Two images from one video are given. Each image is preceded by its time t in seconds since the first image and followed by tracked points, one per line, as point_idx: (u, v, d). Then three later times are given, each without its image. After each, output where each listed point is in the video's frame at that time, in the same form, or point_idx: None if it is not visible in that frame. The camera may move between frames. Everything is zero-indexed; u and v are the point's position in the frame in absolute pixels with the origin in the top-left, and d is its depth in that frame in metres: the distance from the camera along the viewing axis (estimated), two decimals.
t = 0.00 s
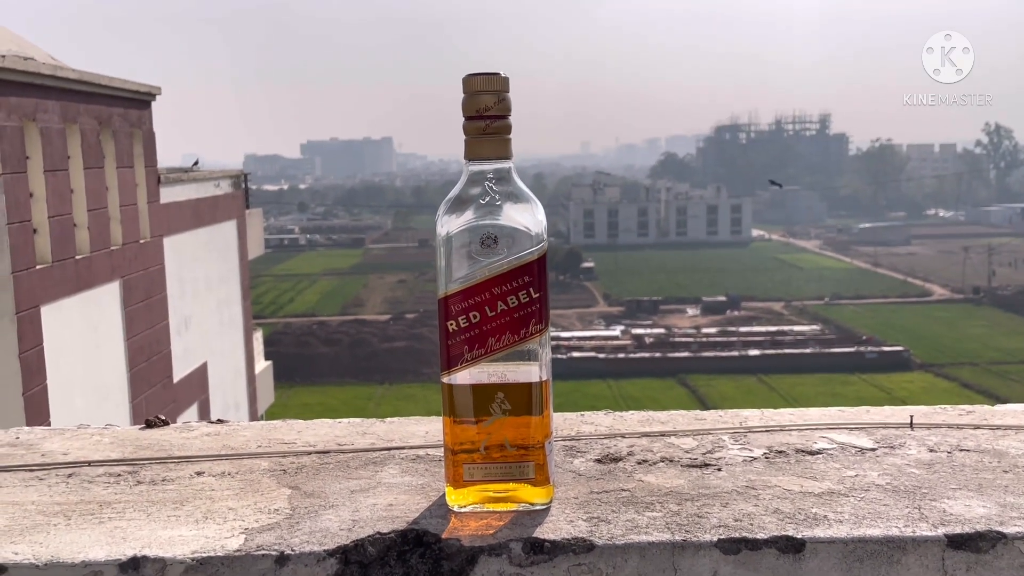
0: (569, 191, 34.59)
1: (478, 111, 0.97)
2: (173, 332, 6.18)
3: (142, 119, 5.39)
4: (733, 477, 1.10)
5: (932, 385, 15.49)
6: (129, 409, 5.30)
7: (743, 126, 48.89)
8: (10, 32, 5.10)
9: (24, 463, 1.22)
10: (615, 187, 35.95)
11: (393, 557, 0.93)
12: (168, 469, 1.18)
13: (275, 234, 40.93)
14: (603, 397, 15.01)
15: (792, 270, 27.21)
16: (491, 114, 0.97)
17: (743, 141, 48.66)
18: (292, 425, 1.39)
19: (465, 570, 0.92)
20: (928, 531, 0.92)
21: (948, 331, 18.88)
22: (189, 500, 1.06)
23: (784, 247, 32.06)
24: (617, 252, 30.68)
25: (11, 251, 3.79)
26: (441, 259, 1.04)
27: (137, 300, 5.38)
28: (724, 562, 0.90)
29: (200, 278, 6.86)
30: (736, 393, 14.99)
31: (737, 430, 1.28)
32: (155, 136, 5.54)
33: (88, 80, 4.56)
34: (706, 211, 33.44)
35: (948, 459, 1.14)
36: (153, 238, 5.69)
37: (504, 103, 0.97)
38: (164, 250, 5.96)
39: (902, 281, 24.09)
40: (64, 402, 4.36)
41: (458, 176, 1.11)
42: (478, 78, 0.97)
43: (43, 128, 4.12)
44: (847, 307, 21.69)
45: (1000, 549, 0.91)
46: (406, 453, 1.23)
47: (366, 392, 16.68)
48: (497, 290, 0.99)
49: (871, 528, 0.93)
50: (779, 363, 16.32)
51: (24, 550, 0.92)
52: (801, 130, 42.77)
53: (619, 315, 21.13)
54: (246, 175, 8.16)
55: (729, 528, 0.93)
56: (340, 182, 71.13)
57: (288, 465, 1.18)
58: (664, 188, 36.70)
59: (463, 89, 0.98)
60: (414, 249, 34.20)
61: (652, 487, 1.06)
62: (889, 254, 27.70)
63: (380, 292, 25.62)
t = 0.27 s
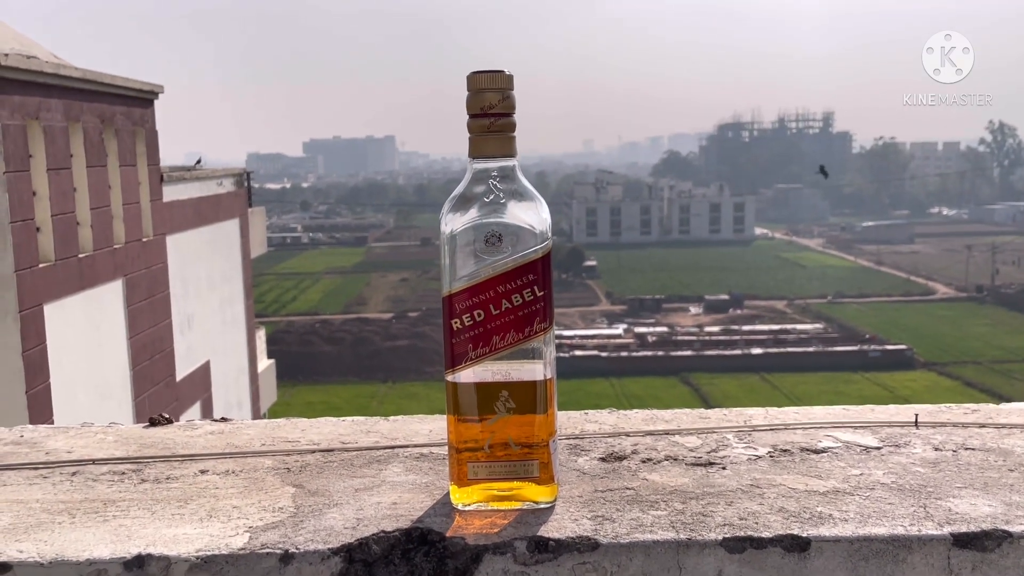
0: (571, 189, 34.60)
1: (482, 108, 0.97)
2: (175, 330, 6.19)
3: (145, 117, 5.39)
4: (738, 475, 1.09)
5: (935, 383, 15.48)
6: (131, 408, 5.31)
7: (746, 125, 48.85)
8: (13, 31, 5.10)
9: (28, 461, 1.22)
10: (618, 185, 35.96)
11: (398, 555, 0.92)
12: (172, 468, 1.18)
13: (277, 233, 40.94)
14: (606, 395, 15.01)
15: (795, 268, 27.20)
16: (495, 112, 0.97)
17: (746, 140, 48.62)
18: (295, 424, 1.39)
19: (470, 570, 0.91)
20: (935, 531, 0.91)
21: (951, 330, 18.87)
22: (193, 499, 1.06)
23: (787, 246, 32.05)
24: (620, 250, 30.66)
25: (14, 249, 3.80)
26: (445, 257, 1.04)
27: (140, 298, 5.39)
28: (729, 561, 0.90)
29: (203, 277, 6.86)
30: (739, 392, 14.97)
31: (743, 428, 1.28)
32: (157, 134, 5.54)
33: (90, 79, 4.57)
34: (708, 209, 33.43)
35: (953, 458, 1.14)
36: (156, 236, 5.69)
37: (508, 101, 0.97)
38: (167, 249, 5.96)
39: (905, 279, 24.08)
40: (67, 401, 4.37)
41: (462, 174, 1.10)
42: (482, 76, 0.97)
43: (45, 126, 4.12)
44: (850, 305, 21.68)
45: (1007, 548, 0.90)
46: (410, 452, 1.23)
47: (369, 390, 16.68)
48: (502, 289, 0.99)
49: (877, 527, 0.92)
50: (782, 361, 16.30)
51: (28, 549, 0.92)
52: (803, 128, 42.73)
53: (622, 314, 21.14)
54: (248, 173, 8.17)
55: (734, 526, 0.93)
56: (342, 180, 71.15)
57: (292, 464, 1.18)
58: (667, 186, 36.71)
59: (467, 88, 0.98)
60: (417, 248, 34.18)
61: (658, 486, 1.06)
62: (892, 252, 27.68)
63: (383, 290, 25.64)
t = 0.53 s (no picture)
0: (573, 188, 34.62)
1: (493, 103, 0.97)
2: (178, 328, 6.20)
3: (148, 117, 5.40)
4: (747, 471, 1.09)
5: (937, 382, 15.47)
6: (134, 406, 5.32)
7: (748, 124, 48.81)
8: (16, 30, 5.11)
9: (38, 456, 1.22)
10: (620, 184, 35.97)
11: (407, 550, 0.93)
12: (181, 462, 1.18)
13: (279, 233, 40.96)
14: (608, 394, 15.02)
15: (797, 267, 27.20)
16: (505, 107, 0.97)
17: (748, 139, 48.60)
18: (303, 419, 1.40)
19: (480, 566, 0.91)
20: (944, 526, 0.91)
21: (953, 329, 18.87)
22: (203, 493, 1.06)
23: (788, 245, 32.04)
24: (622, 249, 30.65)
25: (17, 248, 3.80)
26: (455, 252, 1.04)
27: (142, 297, 5.39)
28: (739, 556, 0.90)
29: (205, 275, 6.87)
30: (741, 391, 14.98)
31: (749, 424, 1.28)
32: (160, 133, 5.55)
33: (92, 77, 4.57)
34: (710, 209, 33.42)
35: (962, 454, 1.14)
36: (159, 235, 5.70)
37: (518, 96, 0.97)
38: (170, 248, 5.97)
39: (907, 278, 24.06)
40: (70, 399, 4.37)
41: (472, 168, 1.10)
42: (492, 71, 0.97)
43: (48, 126, 4.12)
44: (852, 305, 21.68)
45: (1017, 544, 0.90)
46: (418, 447, 1.23)
47: (371, 390, 16.68)
48: (511, 284, 0.99)
49: (886, 521, 0.93)
50: (783, 361, 16.29)
51: (40, 543, 0.92)
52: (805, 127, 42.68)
53: (624, 313, 21.13)
54: (251, 172, 8.18)
55: (744, 521, 0.93)
56: (344, 180, 71.23)
57: (301, 459, 1.18)
58: (669, 185, 36.71)
59: (476, 83, 0.98)
60: (419, 247, 34.19)
61: (667, 482, 1.06)
62: (895, 251, 27.67)
63: (384, 289, 25.64)
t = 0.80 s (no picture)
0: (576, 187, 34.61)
1: (498, 102, 0.98)
2: (182, 327, 6.22)
3: (151, 115, 5.41)
4: (752, 467, 1.10)
5: (941, 381, 15.43)
6: (139, 405, 5.34)
7: (751, 123, 48.73)
8: (20, 29, 5.12)
9: (46, 453, 1.23)
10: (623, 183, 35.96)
11: (414, 546, 0.93)
12: (189, 460, 1.19)
13: (282, 231, 41.01)
14: (611, 393, 15.02)
15: (800, 266, 27.15)
16: (511, 106, 0.98)
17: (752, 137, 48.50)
18: (310, 417, 1.40)
19: (485, 561, 0.92)
20: (947, 522, 0.92)
21: (957, 327, 18.83)
22: (211, 490, 1.07)
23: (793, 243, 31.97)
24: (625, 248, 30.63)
25: (21, 247, 3.82)
26: (461, 248, 1.04)
27: (146, 296, 5.41)
28: (744, 551, 0.91)
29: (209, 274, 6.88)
30: (744, 390, 14.96)
31: (754, 421, 1.28)
32: (164, 132, 5.56)
33: (96, 76, 4.58)
34: (714, 207, 33.40)
35: (966, 451, 1.14)
36: (162, 234, 5.71)
37: (524, 94, 0.98)
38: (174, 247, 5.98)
39: (911, 277, 24.01)
40: (74, 398, 4.39)
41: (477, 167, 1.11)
42: (497, 70, 0.97)
43: (52, 124, 4.13)
44: (856, 303, 21.64)
45: (1019, 538, 0.91)
46: (424, 444, 1.23)
47: (375, 388, 16.68)
48: (517, 281, 1.00)
49: (890, 517, 0.93)
50: (787, 359, 16.28)
51: (51, 538, 0.93)
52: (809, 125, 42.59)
53: (627, 311, 21.12)
54: (254, 171, 8.19)
55: (749, 516, 0.94)
56: (347, 178, 71.33)
57: (307, 456, 1.19)
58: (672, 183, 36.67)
59: (483, 81, 0.99)
60: (422, 246, 34.20)
61: (671, 477, 1.06)
62: (898, 249, 27.63)
63: (388, 288, 25.66)
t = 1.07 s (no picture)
0: (580, 186, 34.60)
1: (499, 100, 0.98)
2: (186, 326, 6.22)
3: (155, 115, 5.41)
4: (753, 464, 1.10)
5: (946, 379, 15.38)
6: (143, 403, 5.34)
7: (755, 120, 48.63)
8: (24, 28, 5.13)
9: (50, 451, 1.24)
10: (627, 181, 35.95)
11: (416, 543, 0.94)
12: (192, 457, 1.20)
13: (286, 230, 41.08)
14: (614, 391, 15.02)
15: (805, 264, 27.09)
16: (512, 103, 0.98)
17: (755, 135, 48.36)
18: (314, 414, 1.41)
19: (486, 559, 0.92)
20: (949, 518, 0.92)
21: (962, 325, 18.77)
22: (214, 487, 1.08)
23: (797, 241, 31.92)
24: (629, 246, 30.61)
25: (26, 246, 3.83)
26: (462, 246, 1.05)
27: (150, 295, 5.41)
28: (745, 548, 0.91)
29: (212, 273, 6.89)
30: (748, 389, 14.93)
31: (757, 419, 1.28)
32: (167, 131, 5.57)
33: (99, 76, 4.59)
34: (717, 205, 33.38)
35: (968, 447, 1.14)
36: (166, 233, 5.71)
37: (525, 92, 0.98)
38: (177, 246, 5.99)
39: (915, 275, 23.96)
40: (78, 397, 4.39)
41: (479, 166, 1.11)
42: (499, 67, 0.97)
43: (56, 124, 4.14)
44: (860, 301, 21.59)
45: (1023, 536, 0.91)
46: (426, 442, 1.23)
47: (379, 386, 16.69)
48: (518, 279, 1.00)
49: (892, 514, 0.93)
50: (791, 357, 16.23)
51: (54, 535, 0.93)
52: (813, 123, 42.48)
53: (631, 310, 21.11)
54: (258, 170, 8.20)
55: (749, 514, 0.94)
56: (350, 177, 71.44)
57: (309, 454, 1.19)
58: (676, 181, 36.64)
59: (484, 79, 0.99)
60: (426, 244, 34.19)
61: (672, 475, 1.07)
62: (902, 247, 27.57)
63: (391, 287, 25.69)
